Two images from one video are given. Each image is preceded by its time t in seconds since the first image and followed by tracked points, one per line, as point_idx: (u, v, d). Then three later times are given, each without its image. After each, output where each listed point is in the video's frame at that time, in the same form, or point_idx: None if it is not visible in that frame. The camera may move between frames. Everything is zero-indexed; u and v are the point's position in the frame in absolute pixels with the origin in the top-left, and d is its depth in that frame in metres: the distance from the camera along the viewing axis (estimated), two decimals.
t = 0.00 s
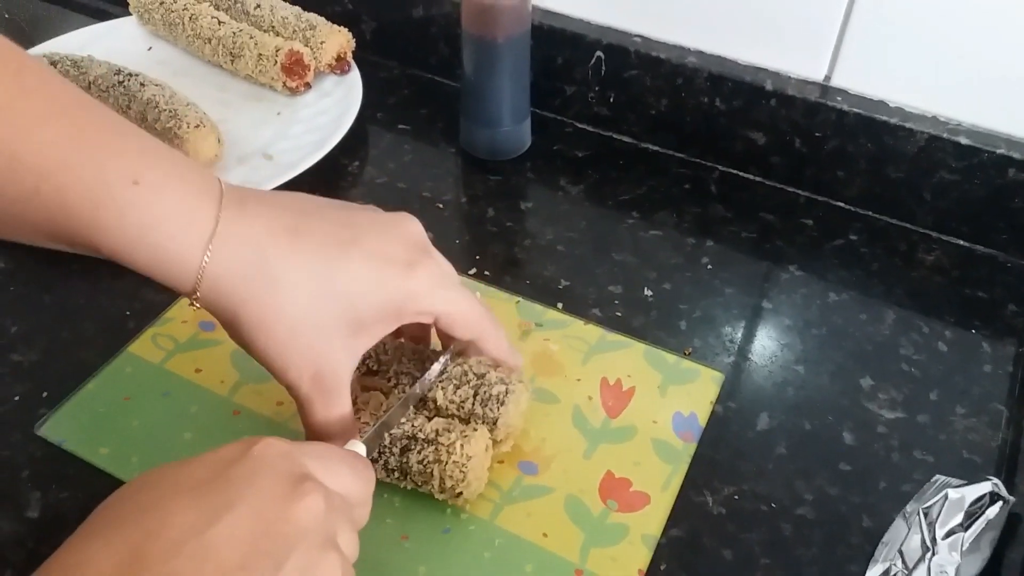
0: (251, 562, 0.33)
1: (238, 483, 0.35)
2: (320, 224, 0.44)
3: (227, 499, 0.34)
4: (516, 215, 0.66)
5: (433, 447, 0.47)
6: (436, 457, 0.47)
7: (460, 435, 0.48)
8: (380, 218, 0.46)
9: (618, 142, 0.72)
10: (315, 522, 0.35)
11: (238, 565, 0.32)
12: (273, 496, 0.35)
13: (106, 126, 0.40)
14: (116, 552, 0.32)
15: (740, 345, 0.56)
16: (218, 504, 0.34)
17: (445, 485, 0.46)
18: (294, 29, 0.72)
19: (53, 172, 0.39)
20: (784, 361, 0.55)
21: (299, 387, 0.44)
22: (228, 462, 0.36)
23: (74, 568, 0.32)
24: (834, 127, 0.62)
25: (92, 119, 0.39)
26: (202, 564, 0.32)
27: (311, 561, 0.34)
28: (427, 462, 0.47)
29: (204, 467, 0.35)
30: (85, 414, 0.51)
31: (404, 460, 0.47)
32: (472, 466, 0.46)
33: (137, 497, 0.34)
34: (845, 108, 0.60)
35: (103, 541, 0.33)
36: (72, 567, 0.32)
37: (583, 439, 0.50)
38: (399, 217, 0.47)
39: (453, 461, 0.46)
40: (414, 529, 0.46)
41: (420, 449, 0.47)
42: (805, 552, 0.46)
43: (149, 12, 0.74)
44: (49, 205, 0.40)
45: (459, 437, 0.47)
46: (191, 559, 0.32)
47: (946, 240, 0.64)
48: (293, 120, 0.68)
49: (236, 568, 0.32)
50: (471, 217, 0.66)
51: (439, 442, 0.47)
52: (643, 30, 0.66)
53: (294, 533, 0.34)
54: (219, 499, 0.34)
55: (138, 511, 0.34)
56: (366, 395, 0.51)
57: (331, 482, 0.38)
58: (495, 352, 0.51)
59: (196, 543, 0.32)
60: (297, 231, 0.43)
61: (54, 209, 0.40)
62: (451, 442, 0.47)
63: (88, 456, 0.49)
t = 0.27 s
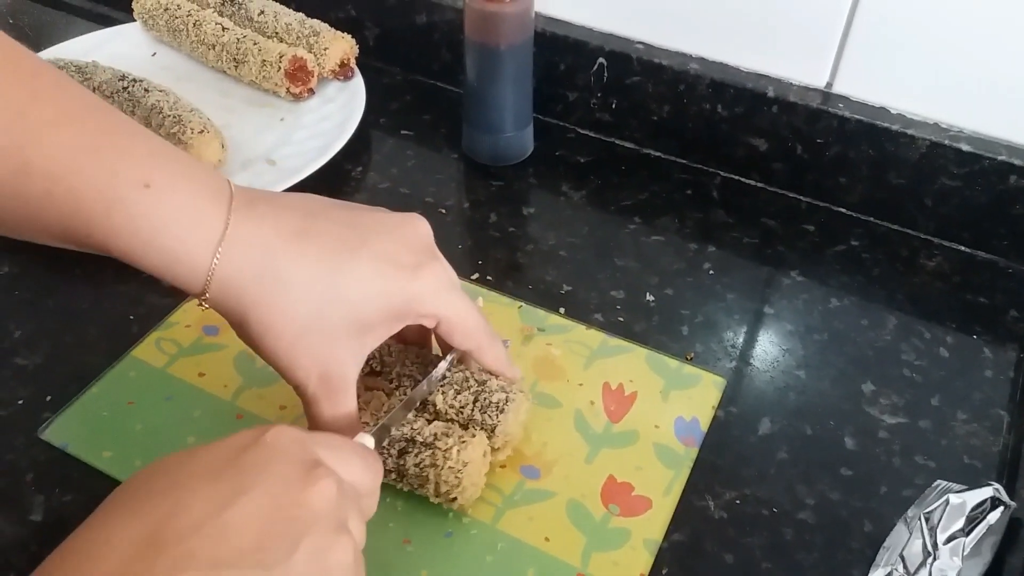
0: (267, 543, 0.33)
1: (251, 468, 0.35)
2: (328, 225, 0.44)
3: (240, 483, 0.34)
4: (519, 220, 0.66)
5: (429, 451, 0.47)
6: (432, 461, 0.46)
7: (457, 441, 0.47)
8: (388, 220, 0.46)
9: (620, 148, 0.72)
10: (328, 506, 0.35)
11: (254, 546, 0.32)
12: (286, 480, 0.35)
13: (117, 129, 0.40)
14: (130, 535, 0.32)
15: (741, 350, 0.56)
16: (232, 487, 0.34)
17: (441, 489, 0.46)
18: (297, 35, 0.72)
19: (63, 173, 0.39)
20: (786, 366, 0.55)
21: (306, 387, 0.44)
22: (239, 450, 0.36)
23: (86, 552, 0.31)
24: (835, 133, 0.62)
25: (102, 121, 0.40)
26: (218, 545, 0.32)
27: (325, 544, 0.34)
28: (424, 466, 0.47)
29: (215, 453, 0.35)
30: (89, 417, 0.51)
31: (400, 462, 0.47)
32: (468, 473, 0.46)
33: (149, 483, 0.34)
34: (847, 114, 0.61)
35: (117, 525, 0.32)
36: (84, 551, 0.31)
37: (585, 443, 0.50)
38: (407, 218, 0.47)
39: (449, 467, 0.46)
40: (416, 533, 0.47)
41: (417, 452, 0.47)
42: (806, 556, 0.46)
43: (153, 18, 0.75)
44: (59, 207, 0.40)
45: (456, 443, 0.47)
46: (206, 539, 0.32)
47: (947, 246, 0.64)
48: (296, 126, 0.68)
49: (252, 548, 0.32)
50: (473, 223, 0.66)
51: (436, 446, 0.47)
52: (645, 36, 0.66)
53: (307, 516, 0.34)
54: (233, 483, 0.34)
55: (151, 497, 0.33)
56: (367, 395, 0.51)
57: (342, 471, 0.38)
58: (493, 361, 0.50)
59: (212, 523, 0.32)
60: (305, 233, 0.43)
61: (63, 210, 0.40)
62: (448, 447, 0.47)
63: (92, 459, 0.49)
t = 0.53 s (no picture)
0: (237, 524, 0.30)
1: (220, 446, 0.32)
2: (323, 219, 0.43)
3: (208, 461, 0.31)
4: (514, 214, 0.66)
5: (423, 446, 0.47)
6: (426, 456, 0.46)
7: (451, 436, 0.47)
8: (383, 211, 0.46)
9: (615, 141, 0.72)
10: (300, 494, 0.32)
11: (223, 525, 0.29)
12: (259, 461, 0.32)
13: (109, 122, 0.39)
14: (86, 506, 0.28)
15: (737, 344, 0.56)
16: (197, 465, 0.30)
17: (435, 484, 0.46)
18: (291, 27, 0.72)
19: (55, 168, 0.38)
20: (782, 359, 0.55)
21: (301, 381, 0.44)
22: (205, 429, 0.32)
23: (38, 521, 0.28)
24: (831, 126, 0.62)
25: (95, 115, 0.39)
26: (185, 521, 0.29)
27: (300, 530, 0.31)
28: (417, 460, 0.46)
29: (178, 432, 0.32)
30: (79, 411, 0.51)
31: (393, 457, 0.47)
32: (462, 468, 0.46)
33: (92, 467, 0.30)
34: (843, 107, 0.60)
35: (71, 497, 0.29)
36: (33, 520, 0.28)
37: (581, 437, 0.50)
38: (402, 210, 0.47)
39: (443, 462, 0.46)
40: (411, 527, 0.46)
41: (411, 447, 0.47)
42: (803, 550, 0.46)
43: (145, 10, 0.74)
44: (50, 202, 0.39)
45: (450, 438, 0.47)
46: (171, 515, 0.29)
47: (943, 239, 0.64)
48: (290, 118, 0.68)
49: (221, 530, 0.29)
50: (468, 216, 0.65)
51: (430, 441, 0.47)
52: (641, 29, 0.66)
53: (279, 501, 0.31)
54: (200, 460, 0.31)
55: (101, 475, 0.30)
56: (361, 388, 0.51)
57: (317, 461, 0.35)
58: (486, 357, 0.50)
59: (177, 499, 0.29)
60: (301, 228, 0.42)
61: (55, 205, 0.39)
62: (442, 443, 0.47)
63: (83, 454, 0.49)
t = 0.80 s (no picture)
0: (274, 477, 0.32)
1: (259, 408, 0.34)
2: (326, 213, 0.43)
3: (249, 421, 0.33)
4: (514, 209, 0.66)
5: (424, 441, 0.47)
6: (427, 451, 0.46)
7: (451, 431, 0.47)
8: (385, 205, 0.46)
9: (615, 136, 0.72)
10: (332, 453, 0.35)
11: (262, 478, 0.32)
12: (294, 422, 0.34)
13: (109, 113, 0.39)
14: (135, 458, 0.31)
15: (738, 339, 0.56)
16: (238, 423, 0.33)
17: (435, 479, 0.46)
18: (290, 21, 0.71)
19: (55, 160, 0.38)
20: (783, 355, 0.55)
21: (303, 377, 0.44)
22: (245, 392, 0.35)
23: (89, 470, 0.30)
24: (833, 121, 0.61)
25: (97, 107, 0.39)
26: (227, 473, 0.31)
27: (331, 486, 0.34)
28: (418, 455, 0.46)
29: (220, 394, 0.35)
30: (78, 406, 0.51)
31: (394, 451, 0.47)
32: (462, 464, 0.46)
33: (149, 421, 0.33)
34: (845, 102, 0.60)
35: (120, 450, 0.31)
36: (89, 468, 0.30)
37: (582, 433, 0.50)
38: (405, 203, 0.46)
39: (444, 457, 0.46)
40: (412, 523, 0.46)
41: (411, 442, 0.47)
42: (804, 546, 0.45)
43: (143, 3, 0.74)
44: (51, 195, 0.39)
45: (451, 434, 0.47)
46: (215, 467, 0.31)
47: (944, 235, 0.63)
48: (289, 112, 0.67)
49: (260, 481, 0.32)
50: (468, 211, 0.65)
51: (430, 436, 0.47)
52: (642, 23, 0.66)
53: (313, 458, 0.34)
54: (240, 419, 0.33)
55: (153, 428, 0.32)
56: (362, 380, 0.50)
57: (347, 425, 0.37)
58: (488, 352, 0.50)
59: (222, 453, 0.32)
60: (303, 222, 0.42)
61: (55, 197, 0.39)
62: (442, 438, 0.46)
63: (81, 449, 0.49)
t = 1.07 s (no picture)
0: (301, 439, 0.32)
1: (285, 373, 0.34)
2: (321, 214, 0.43)
3: (274, 385, 0.33)
4: (512, 206, 0.65)
5: (415, 444, 0.46)
6: (418, 455, 0.46)
7: (443, 434, 0.46)
8: (382, 207, 0.46)
9: (614, 133, 0.71)
10: (356, 420, 0.35)
11: (289, 438, 0.32)
12: (320, 386, 0.35)
13: (104, 111, 0.39)
14: (163, 413, 0.31)
15: (736, 337, 0.56)
16: (264, 385, 0.33)
17: (427, 483, 0.46)
18: (286, 17, 0.71)
19: (48, 158, 0.38)
20: (782, 353, 0.55)
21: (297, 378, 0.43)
22: (271, 357, 0.35)
23: (117, 422, 0.30)
24: (832, 118, 0.61)
25: (91, 105, 0.39)
26: (253, 433, 0.31)
27: (356, 451, 0.34)
28: (409, 459, 0.46)
29: (247, 358, 0.35)
30: (73, 404, 0.50)
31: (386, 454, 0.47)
32: (454, 468, 0.45)
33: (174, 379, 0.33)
34: (844, 98, 0.60)
35: (146, 405, 0.31)
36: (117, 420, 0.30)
37: (580, 431, 0.50)
38: (401, 204, 0.46)
39: (434, 461, 0.45)
40: (410, 521, 0.46)
41: (403, 446, 0.47)
42: (803, 544, 0.45)
43: None
44: (44, 193, 0.39)
45: (442, 437, 0.46)
46: (242, 426, 0.31)
47: (943, 232, 0.63)
48: (285, 109, 0.67)
49: (287, 441, 0.32)
50: (466, 208, 0.65)
51: (422, 439, 0.46)
52: (640, 19, 0.65)
53: (337, 423, 0.34)
54: (266, 382, 0.33)
55: (181, 384, 0.32)
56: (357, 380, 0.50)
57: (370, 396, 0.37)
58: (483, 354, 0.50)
59: (249, 413, 0.32)
60: (298, 222, 0.42)
61: (48, 195, 0.39)
62: (433, 442, 0.46)
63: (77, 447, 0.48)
